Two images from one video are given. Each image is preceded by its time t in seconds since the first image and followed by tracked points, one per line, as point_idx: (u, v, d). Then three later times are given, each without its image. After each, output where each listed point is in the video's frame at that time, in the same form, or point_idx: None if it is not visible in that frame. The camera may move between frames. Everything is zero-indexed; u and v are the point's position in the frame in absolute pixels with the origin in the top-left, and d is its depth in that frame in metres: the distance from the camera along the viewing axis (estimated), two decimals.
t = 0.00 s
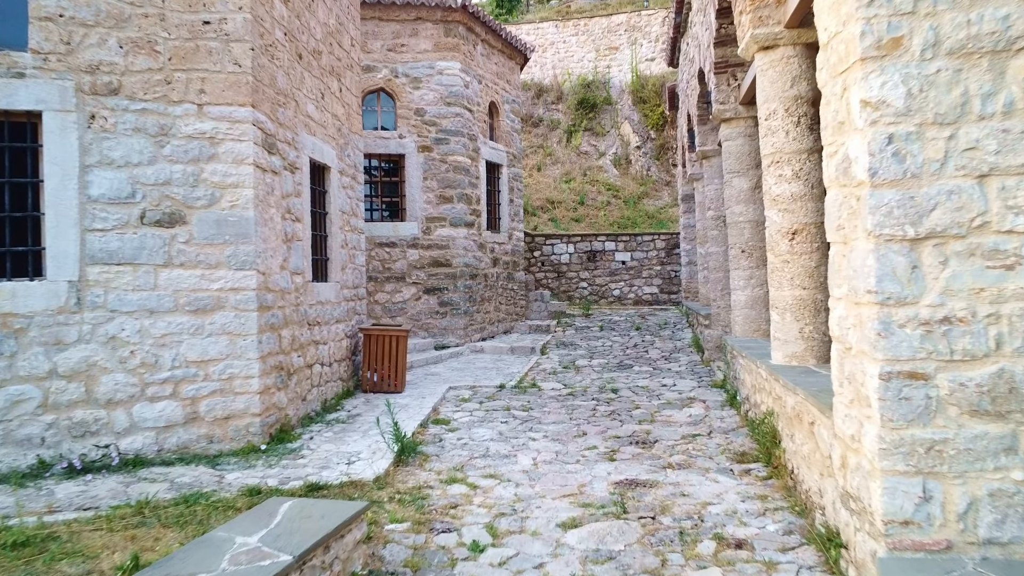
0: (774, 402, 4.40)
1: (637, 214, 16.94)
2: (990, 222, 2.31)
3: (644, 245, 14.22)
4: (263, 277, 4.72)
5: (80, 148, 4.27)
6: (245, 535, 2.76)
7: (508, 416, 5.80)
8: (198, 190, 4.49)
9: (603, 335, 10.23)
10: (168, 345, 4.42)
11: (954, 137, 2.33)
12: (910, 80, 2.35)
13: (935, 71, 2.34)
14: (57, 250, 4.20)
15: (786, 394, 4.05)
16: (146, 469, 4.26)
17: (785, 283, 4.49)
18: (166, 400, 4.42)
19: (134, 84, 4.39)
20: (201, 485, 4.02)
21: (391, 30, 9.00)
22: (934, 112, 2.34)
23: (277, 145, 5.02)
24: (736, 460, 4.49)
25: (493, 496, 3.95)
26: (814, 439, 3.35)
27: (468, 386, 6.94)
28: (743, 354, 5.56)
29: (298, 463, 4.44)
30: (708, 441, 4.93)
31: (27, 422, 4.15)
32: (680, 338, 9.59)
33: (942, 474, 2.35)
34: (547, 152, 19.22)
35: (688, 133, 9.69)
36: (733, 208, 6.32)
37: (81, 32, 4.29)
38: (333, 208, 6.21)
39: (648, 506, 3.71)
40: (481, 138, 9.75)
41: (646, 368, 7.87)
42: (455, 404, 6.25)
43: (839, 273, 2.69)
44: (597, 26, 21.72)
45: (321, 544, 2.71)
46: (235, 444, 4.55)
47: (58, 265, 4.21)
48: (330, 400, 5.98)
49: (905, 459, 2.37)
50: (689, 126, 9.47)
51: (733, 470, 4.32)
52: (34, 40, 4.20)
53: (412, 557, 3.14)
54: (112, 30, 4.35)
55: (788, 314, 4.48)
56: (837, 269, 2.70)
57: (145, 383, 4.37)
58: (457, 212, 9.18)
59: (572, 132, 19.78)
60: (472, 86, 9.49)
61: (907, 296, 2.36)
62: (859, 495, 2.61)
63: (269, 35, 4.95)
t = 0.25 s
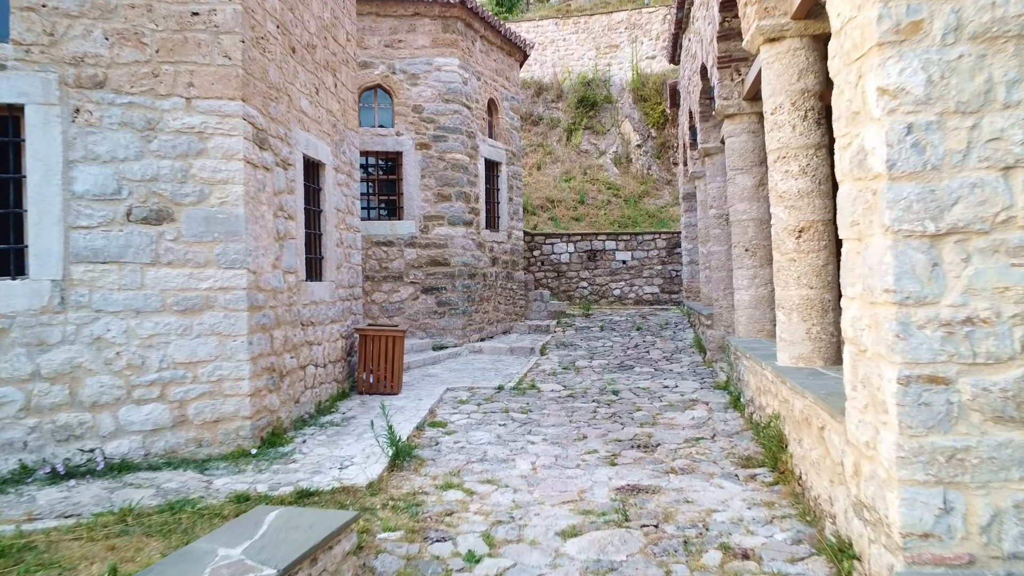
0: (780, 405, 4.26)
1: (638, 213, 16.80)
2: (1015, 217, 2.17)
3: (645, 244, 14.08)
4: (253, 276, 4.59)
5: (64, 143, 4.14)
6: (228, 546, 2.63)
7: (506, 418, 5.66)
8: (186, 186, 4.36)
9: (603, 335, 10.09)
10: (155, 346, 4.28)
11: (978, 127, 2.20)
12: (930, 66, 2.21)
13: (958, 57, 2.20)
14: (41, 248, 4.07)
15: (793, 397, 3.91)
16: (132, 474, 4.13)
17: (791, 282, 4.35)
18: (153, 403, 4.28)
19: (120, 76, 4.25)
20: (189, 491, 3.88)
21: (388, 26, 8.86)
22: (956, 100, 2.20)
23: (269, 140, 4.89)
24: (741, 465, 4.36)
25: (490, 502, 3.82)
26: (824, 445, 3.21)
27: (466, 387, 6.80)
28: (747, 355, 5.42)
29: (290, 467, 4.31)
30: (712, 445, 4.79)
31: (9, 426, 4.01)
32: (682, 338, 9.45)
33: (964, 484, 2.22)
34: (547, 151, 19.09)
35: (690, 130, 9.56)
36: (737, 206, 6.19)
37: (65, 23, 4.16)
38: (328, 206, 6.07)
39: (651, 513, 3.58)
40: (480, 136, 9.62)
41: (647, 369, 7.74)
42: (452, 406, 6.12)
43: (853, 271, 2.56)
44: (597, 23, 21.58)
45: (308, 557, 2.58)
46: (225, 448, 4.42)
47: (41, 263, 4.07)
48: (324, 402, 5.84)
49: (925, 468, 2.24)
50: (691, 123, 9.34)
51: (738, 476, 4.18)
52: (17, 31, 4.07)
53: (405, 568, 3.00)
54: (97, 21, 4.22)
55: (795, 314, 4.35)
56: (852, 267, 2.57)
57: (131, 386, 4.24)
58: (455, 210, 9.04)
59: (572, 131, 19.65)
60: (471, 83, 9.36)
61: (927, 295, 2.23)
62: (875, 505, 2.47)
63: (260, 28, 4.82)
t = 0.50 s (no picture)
0: (789, 409, 4.10)
1: (639, 212, 16.63)
2: None
3: (646, 243, 13.92)
4: (243, 275, 4.43)
5: (45, 136, 3.98)
6: (207, 562, 2.47)
7: (505, 421, 5.50)
8: (172, 181, 4.20)
9: (604, 335, 9.92)
10: (140, 347, 4.12)
11: (1013, 112, 2.03)
12: (961, 46, 2.05)
13: (991, 36, 2.03)
14: (20, 246, 3.91)
15: (804, 400, 3.75)
16: (115, 480, 3.96)
17: (800, 281, 4.20)
18: (138, 407, 4.12)
19: (103, 67, 4.09)
20: (173, 499, 3.72)
21: (385, 20, 8.70)
22: (990, 83, 2.04)
23: (260, 134, 4.73)
24: (748, 471, 4.19)
25: (488, 511, 3.65)
26: (839, 452, 3.05)
27: (464, 389, 6.64)
28: (754, 357, 5.26)
29: (280, 474, 4.15)
30: (717, 450, 4.63)
31: None
32: (684, 338, 9.29)
33: (997, 498, 2.05)
34: (547, 149, 18.94)
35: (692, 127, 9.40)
36: (742, 203, 6.04)
37: (45, 11, 4.00)
38: (322, 203, 5.91)
39: (656, 523, 3.42)
40: (479, 133, 9.46)
41: (649, 371, 7.58)
42: (449, 409, 5.96)
43: (874, 269, 2.40)
44: (598, 21, 21.42)
45: (292, 573, 2.41)
46: (213, 454, 4.26)
47: (20, 261, 3.91)
48: (318, 404, 5.68)
49: (955, 481, 2.07)
50: (694, 119, 9.18)
51: (746, 482, 4.02)
52: None
53: None
54: (79, 9, 4.06)
55: (804, 315, 4.19)
56: (873, 264, 2.41)
57: (115, 389, 4.08)
58: (453, 208, 8.87)
59: (573, 129, 19.50)
60: (470, 79, 9.20)
61: (957, 294, 2.07)
62: (898, 520, 2.31)
63: (251, 18, 4.65)
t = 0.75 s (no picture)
0: (799, 412, 3.95)
1: (640, 211, 16.48)
2: None
3: (647, 242, 13.77)
4: (233, 273, 4.28)
5: (26, 128, 3.84)
6: None
7: (505, 424, 5.35)
8: (160, 176, 4.05)
9: (606, 336, 9.78)
10: (126, 348, 3.98)
11: None
12: (995, 26, 1.90)
13: None
14: None
15: (815, 404, 3.60)
16: (100, 486, 3.81)
17: (810, 280, 4.05)
18: (124, 410, 3.97)
19: (87, 58, 3.94)
20: (159, 506, 3.57)
21: (383, 15, 8.55)
22: None
23: (251, 128, 4.58)
24: (756, 476, 4.05)
25: (486, 519, 3.50)
26: (856, 459, 2.90)
27: (463, 391, 6.49)
28: (760, 358, 5.12)
29: (271, 479, 4.00)
30: (724, 454, 4.48)
31: None
32: (687, 338, 9.14)
33: None
34: (547, 148, 18.80)
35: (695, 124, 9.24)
36: (747, 200, 5.91)
37: None
38: (317, 200, 5.77)
39: (662, 532, 3.27)
40: (478, 130, 9.31)
41: (651, 372, 7.43)
42: (447, 411, 5.81)
43: (898, 266, 2.25)
44: (598, 18, 21.26)
45: None
46: (202, 458, 4.11)
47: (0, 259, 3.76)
48: (312, 407, 5.54)
49: (989, 494, 1.92)
50: (697, 116, 9.03)
51: (754, 488, 3.87)
52: None
53: None
54: None
55: (814, 315, 4.05)
56: (896, 261, 2.26)
57: (99, 391, 3.93)
58: (452, 206, 8.72)
59: (573, 127, 19.36)
60: (469, 75, 9.05)
61: (990, 293, 1.92)
62: (924, 534, 2.16)
63: (242, 8, 4.51)
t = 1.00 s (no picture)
0: (811, 418, 3.78)
1: (641, 210, 16.31)
2: None
3: (648, 242, 13.59)
4: (220, 272, 4.11)
5: (2, 120, 3.66)
6: None
7: (503, 429, 5.18)
8: (143, 170, 3.88)
9: (606, 336, 9.60)
10: (107, 351, 3.80)
11: None
12: None
13: None
14: None
15: (829, 410, 3.42)
16: (79, 496, 3.64)
17: (822, 280, 3.88)
18: (104, 415, 3.79)
19: (66, 47, 3.77)
20: (139, 517, 3.39)
21: (380, 9, 8.37)
22: None
23: (240, 122, 4.41)
24: (766, 485, 3.87)
25: (483, 531, 3.33)
26: (876, 471, 2.72)
27: (460, 393, 6.32)
28: (768, 360, 4.94)
29: (258, 488, 3.83)
30: (731, 461, 4.31)
31: None
32: (690, 339, 8.97)
33: None
34: (547, 146, 18.63)
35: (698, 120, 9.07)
36: (753, 197, 5.74)
37: None
38: (310, 196, 5.60)
39: (669, 546, 3.10)
40: (477, 127, 9.14)
41: (654, 373, 7.26)
42: (444, 415, 5.64)
43: (928, 264, 2.08)
44: (599, 15, 21.06)
45: None
46: (187, 466, 3.94)
47: None
48: (305, 410, 5.36)
49: None
50: (700, 112, 8.85)
51: (764, 498, 3.70)
52: None
53: None
54: None
55: (826, 316, 3.88)
56: (926, 259, 2.09)
57: (79, 396, 3.75)
58: (450, 205, 8.54)
59: (573, 125, 19.18)
60: (468, 70, 8.87)
61: None
62: (959, 556, 1.98)
63: None
